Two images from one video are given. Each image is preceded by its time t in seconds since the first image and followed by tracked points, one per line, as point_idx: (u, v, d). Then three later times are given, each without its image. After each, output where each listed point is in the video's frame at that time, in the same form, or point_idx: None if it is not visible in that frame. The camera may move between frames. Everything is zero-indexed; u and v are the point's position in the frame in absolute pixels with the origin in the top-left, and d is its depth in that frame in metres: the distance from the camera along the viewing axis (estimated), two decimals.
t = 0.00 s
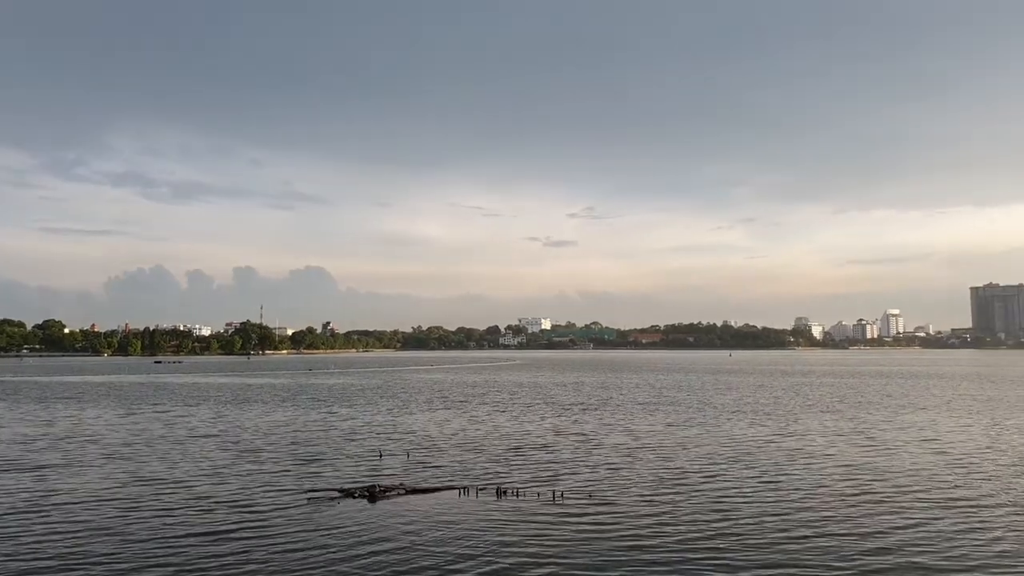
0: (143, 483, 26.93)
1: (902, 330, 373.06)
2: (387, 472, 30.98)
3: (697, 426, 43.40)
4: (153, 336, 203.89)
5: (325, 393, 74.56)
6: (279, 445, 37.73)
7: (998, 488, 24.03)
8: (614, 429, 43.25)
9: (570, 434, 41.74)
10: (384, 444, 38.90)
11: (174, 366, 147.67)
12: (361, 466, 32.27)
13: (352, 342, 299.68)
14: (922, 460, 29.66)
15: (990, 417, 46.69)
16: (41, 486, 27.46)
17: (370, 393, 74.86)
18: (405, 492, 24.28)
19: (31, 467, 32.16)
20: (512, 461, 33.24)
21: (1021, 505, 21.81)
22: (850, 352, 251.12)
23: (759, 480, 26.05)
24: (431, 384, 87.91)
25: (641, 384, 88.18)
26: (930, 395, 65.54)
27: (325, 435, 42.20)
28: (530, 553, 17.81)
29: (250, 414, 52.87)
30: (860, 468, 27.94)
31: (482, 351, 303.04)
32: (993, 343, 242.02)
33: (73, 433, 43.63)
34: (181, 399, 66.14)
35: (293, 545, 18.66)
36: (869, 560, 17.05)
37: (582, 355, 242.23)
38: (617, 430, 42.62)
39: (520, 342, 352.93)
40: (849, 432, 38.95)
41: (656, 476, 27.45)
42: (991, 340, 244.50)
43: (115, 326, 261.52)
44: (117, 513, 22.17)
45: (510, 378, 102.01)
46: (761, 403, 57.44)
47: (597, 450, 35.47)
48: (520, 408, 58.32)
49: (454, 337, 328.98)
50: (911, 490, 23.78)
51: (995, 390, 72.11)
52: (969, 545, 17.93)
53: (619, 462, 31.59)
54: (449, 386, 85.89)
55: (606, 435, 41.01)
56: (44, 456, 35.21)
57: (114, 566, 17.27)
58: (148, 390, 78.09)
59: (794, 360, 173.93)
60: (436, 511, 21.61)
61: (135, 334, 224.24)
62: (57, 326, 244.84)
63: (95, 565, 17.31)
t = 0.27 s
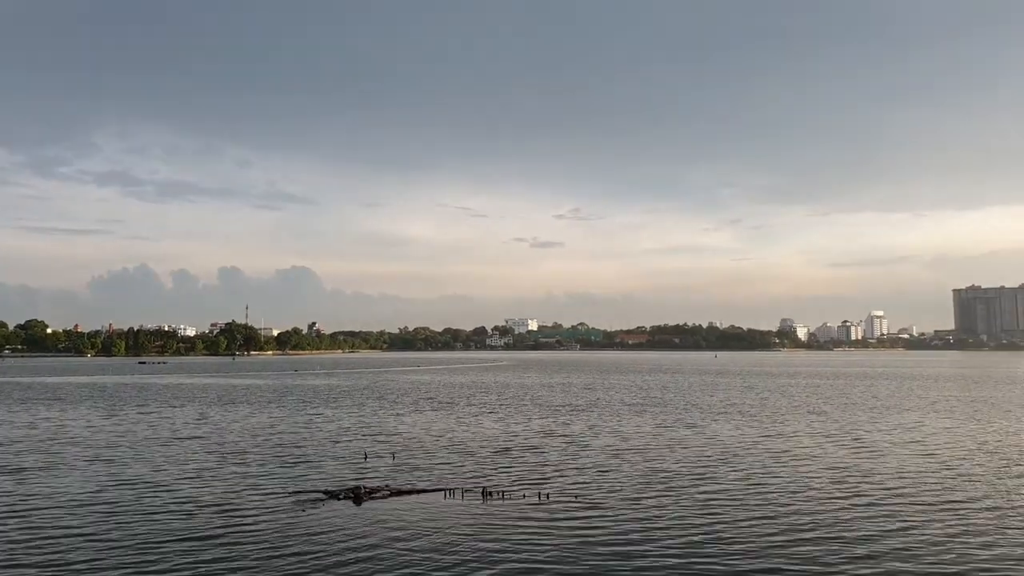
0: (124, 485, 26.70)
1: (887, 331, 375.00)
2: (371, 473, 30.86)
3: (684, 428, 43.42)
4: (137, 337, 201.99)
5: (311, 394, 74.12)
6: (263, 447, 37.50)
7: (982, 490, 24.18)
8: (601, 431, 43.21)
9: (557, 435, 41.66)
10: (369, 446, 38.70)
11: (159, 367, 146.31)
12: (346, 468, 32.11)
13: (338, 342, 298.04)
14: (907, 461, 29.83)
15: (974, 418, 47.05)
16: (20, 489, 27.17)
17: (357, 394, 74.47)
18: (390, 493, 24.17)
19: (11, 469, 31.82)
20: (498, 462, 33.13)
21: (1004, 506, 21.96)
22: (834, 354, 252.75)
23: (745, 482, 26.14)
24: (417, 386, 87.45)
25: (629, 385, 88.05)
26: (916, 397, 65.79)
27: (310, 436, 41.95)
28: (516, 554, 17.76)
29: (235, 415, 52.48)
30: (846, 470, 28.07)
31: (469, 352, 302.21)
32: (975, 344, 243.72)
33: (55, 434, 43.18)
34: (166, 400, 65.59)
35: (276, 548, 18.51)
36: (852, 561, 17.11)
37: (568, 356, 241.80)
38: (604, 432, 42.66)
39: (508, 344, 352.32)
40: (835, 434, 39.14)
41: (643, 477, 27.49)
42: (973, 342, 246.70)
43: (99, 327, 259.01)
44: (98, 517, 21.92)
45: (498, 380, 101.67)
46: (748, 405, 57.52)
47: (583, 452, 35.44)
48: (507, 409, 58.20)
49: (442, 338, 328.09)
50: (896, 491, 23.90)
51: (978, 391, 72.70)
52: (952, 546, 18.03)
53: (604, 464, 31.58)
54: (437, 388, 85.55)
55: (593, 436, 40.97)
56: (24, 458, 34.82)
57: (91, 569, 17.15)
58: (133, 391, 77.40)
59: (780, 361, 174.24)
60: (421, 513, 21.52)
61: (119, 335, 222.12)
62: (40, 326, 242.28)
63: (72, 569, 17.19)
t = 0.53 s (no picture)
0: (110, 490, 26.68)
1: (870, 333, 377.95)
2: (358, 476, 30.97)
3: (669, 430, 43.75)
4: (120, 340, 200.21)
5: (297, 397, 73.91)
6: (249, 450, 37.50)
7: (962, 491, 24.55)
8: (587, 433, 43.48)
9: (543, 437, 41.91)
10: (356, 448, 38.79)
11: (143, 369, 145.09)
12: (332, 471, 32.21)
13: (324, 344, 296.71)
14: (888, 462, 30.25)
15: (955, 419, 47.65)
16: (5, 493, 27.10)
17: (344, 397, 74.42)
18: (374, 496, 24.27)
19: None
20: (485, 464, 33.30)
21: (982, 506, 22.34)
22: (818, 355, 254.65)
23: (729, 483, 26.43)
24: (404, 388, 87.39)
25: (616, 387, 88.36)
26: (898, 398, 66.48)
27: (296, 439, 41.95)
28: (499, 557, 17.90)
29: (221, 418, 52.33)
30: (826, 470, 28.48)
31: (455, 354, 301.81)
32: (957, 346, 246.02)
33: (36, 439, 42.90)
34: (150, 403, 65.27)
35: (259, 552, 18.55)
36: (831, 558, 17.36)
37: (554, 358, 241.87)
38: (590, 434, 42.88)
39: (494, 346, 352.10)
40: (819, 435, 39.54)
41: (627, 480, 27.74)
42: (954, 343, 249.24)
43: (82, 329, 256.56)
44: (78, 523, 21.85)
45: (485, 382, 101.75)
46: (733, 406, 57.99)
47: (569, 454, 35.68)
48: (494, 411, 58.38)
49: (428, 341, 327.40)
50: (876, 492, 24.23)
51: (959, 392, 73.58)
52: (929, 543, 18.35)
53: (590, 465, 31.86)
54: (423, 390, 85.55)
55: (579, 438, 41.22)
56: (8, 463, 34.65)
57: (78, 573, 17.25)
58: (116, 394, 76.89)
59: (764, 362, 175.31)
60: (405, 516, 21.63)
61: (101, 337, 220.08)
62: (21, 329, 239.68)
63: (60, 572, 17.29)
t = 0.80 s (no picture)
0: (90, 492, 26.61)
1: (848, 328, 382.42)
2: (341, 475, 31.05)
3: (650, 426, 44.16)
4: (97, 339, 197.98)
5: (279, 396, 73.68)
6: (231, 450, 37.45)
7: (936, 483, 25.11)
8: (569, 429, 43.82)
9: (526, 434, 42.17)
10: (339, 447, 38.84)
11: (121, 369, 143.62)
12: (314, 470, 32.24)
13: (304, 343, 295.19)
14: (864, 456, 30.84)
15: (930, 413, 48.56)
16: None
17: (326, 395, 74.29)
18: (357, 495, 24.39)
19: None
20: (467, 462, 33.48)
21: (954, 497, 22.89)
22: (796, 351, 257.44)
23: (708, 479, 26.85)
24: (386, 386, 87.29)
25: (598, 384, 88.88)
26: (875, 392, 67.44)
27: (279, 439, 41.90)
28: (481, 555, 18.10)
29: (202, 418, 52.12)
30: (803, 465, 28.96)
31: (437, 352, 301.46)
32: (931, 340, 249.54)
33: (13, 441, 42.49)
34: (130, 403, 64.82)
35: (241, 554, 18.60)
36: (807, 548, 17.74)
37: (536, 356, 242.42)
38: (573, 430, 43.17)
39: (476, 343, 352.13)
40: (797, 430, 40.15)
41: (608, 476, 28.07)
42: (928, 338, 253.26)
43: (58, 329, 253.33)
44: (59, 526, 21.84)
45: (467, 380, 101.89)
46: (714, 402, 58.55)
47: (552, 450, 35.97)
48: (476, 409, 58.59)
49: (409, 339, 326.70)
50: (851, 485, 24.71)
51: (934, 386, 74.90)
52: (902, 532, 18.82)
53: (572, 462, 32.14)
54: (406, 388, 85.51)
55: (561, 435, 41.54)
56: None
57: None
58: (94, 395, 76.14)
59: (744, 357, 177.10)
60: (388, 515, 21.77)
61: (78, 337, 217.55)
62: None
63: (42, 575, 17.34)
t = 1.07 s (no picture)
0: (52, 490, 26.15)
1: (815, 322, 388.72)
2: (311, 471, 30.88)
3: (622, 420, 44.44)
4: (60, 334, 193.92)
5: (249, 391, 72.86)
6: (199, 446, 37.00)
7: (897, 474, 25.64)
8: (541, 424, 43.94)
9: (499, 429, 42.19)
10: (309, 443, 38.53)
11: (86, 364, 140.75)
12: (284, 466, 31.98)
13: (275, 337, 292.11)
14: (832, 448, 31.36)
15: (895, 406, 49.49)
16: None
17: (297, 391, 73.52)
18: (328, 490, 24.27)
19: None
20: (439, 457, 33.41)
21: (919, 488, 23.37)
22: (765, 346, 260.78)
23: (678, 472, 27.13)
24: (359, 381, 86.60)
25: (571, 378, 89.04)
26: (843, 386, 68.53)
27: (248, 435, 41.43)
28: (451, 551, 18.12)
29: (169, 414, 51.29)
30: (770, 458, 29.35)
31: (409, 346, 300.36)
32: (896, 335, 254.13)
33: None
34: (96, 399, 63.63)
35: (209, 552, 18.44)
36: (774, 539, 18.04)
37: (509, 350, 242.46)
38: (545, 425, 43.27)
39: (449, 338, 350.93)
40: (766, 423, 40.60)
41: (580, 471, 28.25)
42: (894, 332, 258.05)
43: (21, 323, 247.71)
44: (20, 525, 21.48)
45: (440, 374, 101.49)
46: (685, 396, 59.04)
47: (524, 445, 36.04)
48: (449, 404, 58.40)
49: (382, 334, 324.92)
50: (815, 478, 25.17)
51: (899, 380, 76.31)
52: (863, 522, 19.22)
53: (543, 457, 32.19)
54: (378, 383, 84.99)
55: (533, 429, 41.62)
56: None
57: None
58: (59, 390, 74.58)
59: (715, 352, 178.80)
60: (358, 511, 21.70)
61: (41, 331, 212.83)
62: None
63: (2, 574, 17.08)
